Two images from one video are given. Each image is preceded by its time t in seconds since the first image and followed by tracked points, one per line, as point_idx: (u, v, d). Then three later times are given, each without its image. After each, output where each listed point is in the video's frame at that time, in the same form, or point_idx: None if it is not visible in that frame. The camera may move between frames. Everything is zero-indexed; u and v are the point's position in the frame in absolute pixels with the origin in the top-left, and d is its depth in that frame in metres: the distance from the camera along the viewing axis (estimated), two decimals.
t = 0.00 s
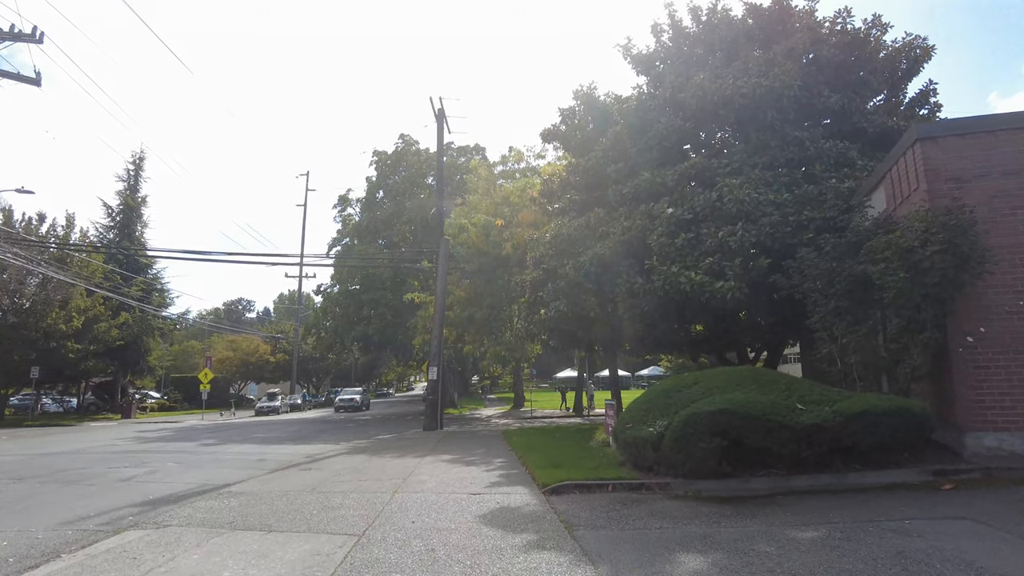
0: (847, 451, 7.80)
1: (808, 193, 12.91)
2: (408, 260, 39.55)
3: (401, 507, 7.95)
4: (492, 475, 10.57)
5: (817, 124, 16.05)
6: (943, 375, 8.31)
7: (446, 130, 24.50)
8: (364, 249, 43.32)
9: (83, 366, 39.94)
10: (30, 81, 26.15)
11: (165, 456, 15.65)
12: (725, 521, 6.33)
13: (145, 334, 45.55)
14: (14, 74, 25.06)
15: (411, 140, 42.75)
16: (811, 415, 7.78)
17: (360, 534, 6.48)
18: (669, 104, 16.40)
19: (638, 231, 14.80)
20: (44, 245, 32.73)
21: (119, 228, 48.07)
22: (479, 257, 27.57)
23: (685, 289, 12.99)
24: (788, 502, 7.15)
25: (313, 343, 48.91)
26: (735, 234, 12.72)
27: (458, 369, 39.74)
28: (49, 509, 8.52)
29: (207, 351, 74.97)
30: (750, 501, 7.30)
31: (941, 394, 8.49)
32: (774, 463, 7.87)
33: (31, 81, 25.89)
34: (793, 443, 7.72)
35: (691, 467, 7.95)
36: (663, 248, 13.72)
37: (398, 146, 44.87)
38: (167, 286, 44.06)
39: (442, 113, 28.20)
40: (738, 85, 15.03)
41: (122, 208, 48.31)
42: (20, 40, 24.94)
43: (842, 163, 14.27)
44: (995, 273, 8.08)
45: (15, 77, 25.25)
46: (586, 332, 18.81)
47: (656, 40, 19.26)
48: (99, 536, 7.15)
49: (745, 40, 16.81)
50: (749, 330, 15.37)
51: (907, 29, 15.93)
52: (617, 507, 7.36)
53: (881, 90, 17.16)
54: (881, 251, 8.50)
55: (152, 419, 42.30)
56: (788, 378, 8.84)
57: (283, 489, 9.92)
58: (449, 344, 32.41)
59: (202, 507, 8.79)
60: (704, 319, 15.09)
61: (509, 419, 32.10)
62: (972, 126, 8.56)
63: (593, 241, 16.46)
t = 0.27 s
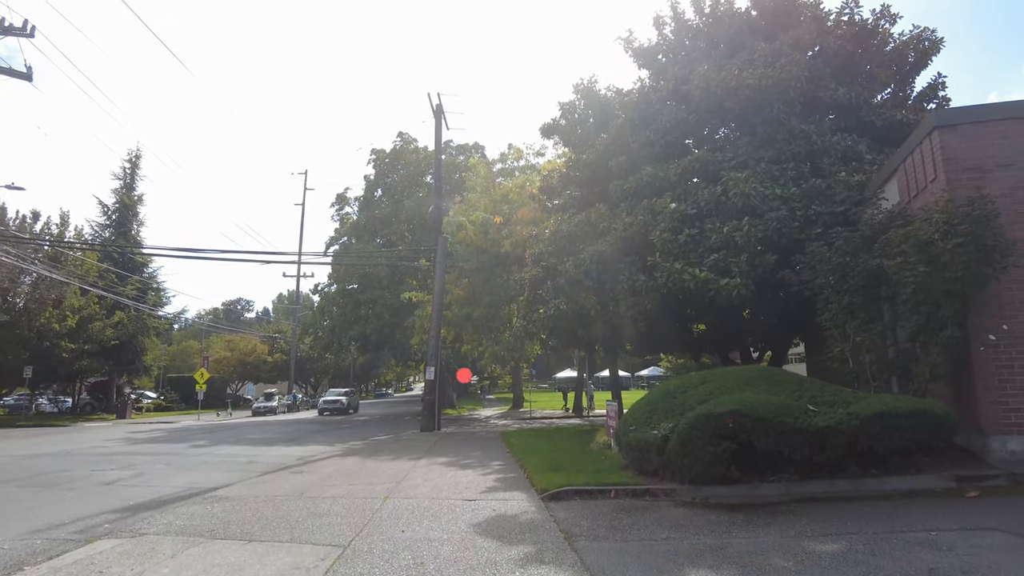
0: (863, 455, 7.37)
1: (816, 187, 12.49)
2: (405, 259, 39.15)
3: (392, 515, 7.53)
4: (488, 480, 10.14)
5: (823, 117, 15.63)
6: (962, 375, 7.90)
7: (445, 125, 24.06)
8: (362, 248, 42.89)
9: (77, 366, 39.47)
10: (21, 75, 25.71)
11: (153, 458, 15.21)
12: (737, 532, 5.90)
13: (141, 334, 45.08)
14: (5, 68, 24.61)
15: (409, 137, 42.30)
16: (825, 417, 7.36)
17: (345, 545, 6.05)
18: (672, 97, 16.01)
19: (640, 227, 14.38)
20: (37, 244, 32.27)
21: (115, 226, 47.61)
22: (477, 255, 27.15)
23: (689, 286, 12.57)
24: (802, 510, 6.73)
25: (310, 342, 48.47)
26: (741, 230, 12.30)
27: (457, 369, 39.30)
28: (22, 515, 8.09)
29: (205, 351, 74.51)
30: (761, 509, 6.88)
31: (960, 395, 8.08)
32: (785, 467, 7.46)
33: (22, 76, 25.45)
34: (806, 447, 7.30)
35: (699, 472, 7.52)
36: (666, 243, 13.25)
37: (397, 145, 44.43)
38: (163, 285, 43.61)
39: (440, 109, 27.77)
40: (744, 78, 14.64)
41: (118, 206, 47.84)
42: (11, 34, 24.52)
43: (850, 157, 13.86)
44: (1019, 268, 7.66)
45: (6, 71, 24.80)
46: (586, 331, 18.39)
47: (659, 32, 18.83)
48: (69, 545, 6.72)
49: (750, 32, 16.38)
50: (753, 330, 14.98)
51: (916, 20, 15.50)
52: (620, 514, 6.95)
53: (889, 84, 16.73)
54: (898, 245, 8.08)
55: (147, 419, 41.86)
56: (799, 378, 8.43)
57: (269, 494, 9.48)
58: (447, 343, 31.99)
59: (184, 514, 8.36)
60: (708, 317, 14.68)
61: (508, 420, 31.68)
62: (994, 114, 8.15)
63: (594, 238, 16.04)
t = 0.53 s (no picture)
0: (871, 458, 7.00)
1: (817, 182, 12.15)
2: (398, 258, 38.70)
3: (375, 522, 7.12)
4: (477, 484, 9.73)
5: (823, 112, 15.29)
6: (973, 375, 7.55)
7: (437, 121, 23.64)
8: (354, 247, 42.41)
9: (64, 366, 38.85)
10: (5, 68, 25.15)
11: (133, 460, 14.72)
12: (740, 542, 5.52)
13: (129, 333, 44.47)
14: None
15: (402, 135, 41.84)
16: (831, 418, 6.98)
17: (321, 557, 5.64)
18: (669, 91, 15.65)
19: (636, 223, 14.01)
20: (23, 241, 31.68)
21: (104, 224, 46.94)
22: (470, 253, 26.73)
23: (686, 283, 12.20)
24: (808, 517, 6.36)
25: (301, 342, 47.96)
26: (740, 225, 11.95)
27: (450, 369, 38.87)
28: None
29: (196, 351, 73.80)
30: (764, 516, 6.51)
31: (970, 396, 7.73)
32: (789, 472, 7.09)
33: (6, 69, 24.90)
34: (811, 450, 6.94)
35: (698, 477, 7.15)
36: (662, 239, 12.86)
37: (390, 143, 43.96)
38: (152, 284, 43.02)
39: (433, 105, 27.36)
40: (742, 70, 14.29)
41: (107, 203, 47.21)
42: None
43: (851, 152, 13.53)
44: None
45: None
46: (580, 331, 18.02)
47: (655, 26, 18.47)
48: (28, 556, 6.29)
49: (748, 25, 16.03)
50: (751, 329, 14.66)
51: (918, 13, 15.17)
52: (615, 522, 6.56)
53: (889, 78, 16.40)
54: (907, 239, 7.72)
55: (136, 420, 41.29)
56: (802, 379, 8.07)
57: (248, 499, 9.05)
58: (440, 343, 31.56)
59: (156, 520, 7.93)
60: (705, 316, 14.31)
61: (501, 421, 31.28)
62: (1006, 102, 7.82)
63: (589, 234, 15.66)
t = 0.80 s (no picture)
0: (878, 461, 6.63)
1: (816, 175, 11.81)
2: (388, 256, 38.20)
3: (353, 530, 6.68)
4: (464, 488, 9.29)
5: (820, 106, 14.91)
6: (985, 373, 7.19)
7: (427, 115, 23.18)
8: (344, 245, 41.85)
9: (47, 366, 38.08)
10: None
11: (108, 463, 14.18)
12: (743, 553, 5.13)
13: (114, 332, 43.72)
14: None
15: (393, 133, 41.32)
16: (836, 418, 6.61)
17: (290, 570, 5.20)
18: (663, 84, 15.29)
19: (629, 219, 13.62)
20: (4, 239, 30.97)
21: (89, 222, 46.15)
22: (460, 251, 26.28)
23: (682, 280, 11.81)
24: (813, 524, 5.99)
25: (290, 342, 47.33)
26: (737, 219, 11.59)
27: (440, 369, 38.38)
28: None
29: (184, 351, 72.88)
30: (768, 522, 6.11)
31: (980, 395, 7.38)
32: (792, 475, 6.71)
33: None
34: (816, 453, 6.56)
35: (696, 480, 6.75)
36: (657, 234, 12.45)
37: (380, 140, 43.45)
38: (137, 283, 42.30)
39: (423, 100, 26.88)
40: (739, 61, 13.94)
41: (92, 201, 46.42)
42: None
43: (850, 145, 13.19)
44: None
45: None
46: (573, 329, 17.59)
47: (648, 19, 18.10)
48: None
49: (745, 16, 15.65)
50: (747, 327, 14.31)
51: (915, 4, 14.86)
52: (608, 530, 6.16)
53: (887, 72, 16.10)
54: (914, 230, 7.37)
55: (121, 420, 40.57)
56: (806, 377, 7.70)
57: (222, 504, 8.57)
58: (430, 342, 31.10)
59: (121, 528, 7.45)
60: (701, 313, 13.93)
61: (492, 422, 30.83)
62: (1017, 89, 7.50)
63: (581, 229, 15.26)
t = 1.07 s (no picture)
0: (895, 467, 6.25)
1: (821, 169, 11.44)
2: (384, 255, 37.77)
3: (336, 542, 6.27)
4: (456, 494, 8.86)
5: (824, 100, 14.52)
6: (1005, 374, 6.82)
7: (422, 111, 22.79)
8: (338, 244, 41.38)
9: (36, 366, 37.55)
10: None
11: (90, 466, 13.71)
12: (755, 570, 4.74)
13: (106, 332, 43.18)
14: None
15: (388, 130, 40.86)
16: (851, 422, 6.24)
17: None
18: (662, 77, 14.89)
19: (628, 215, 13.21)
20: None
21: (81, 220, 45.60)
22: (456, 249, 25.87)
23: (683, 277, 11.41)
24: (827, 536, 5.60)
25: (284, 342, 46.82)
26: (740, 215, 11.21)
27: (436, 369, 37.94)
28: None
29: (178, 351, 72.29)
30: (779, 534, 5.72)
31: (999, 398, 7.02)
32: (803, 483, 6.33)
33: None
34: (829, 459, 6.18)
35: (702, 488, 6.38)
36: (657, 230, 12.05)
37: (375, 138, 42.99)
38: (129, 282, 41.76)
39: (418, 96, 26.43)
40: (741, 53, 13.56)
41: (83, 199, 45.87)
42: None
43: (855, 139, 12.81)
44: None
45: None
46: (570, 329, 17.17)
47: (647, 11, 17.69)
48: None
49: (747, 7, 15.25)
50: (748, 326, 13.94)
51: None
52: (608, 542, 5.77)
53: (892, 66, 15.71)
54: (931, 223, 7.00)
55: (112, 421, 40.02)
56: (815, 378, 7.32)
57: (201, 513, 8.13)
58: (425, 342, 30.66)
59: (91, 538, 7.02)
60: (701, 312, 13.55)
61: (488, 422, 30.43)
62: None
63: (579, 226, 14.85)
